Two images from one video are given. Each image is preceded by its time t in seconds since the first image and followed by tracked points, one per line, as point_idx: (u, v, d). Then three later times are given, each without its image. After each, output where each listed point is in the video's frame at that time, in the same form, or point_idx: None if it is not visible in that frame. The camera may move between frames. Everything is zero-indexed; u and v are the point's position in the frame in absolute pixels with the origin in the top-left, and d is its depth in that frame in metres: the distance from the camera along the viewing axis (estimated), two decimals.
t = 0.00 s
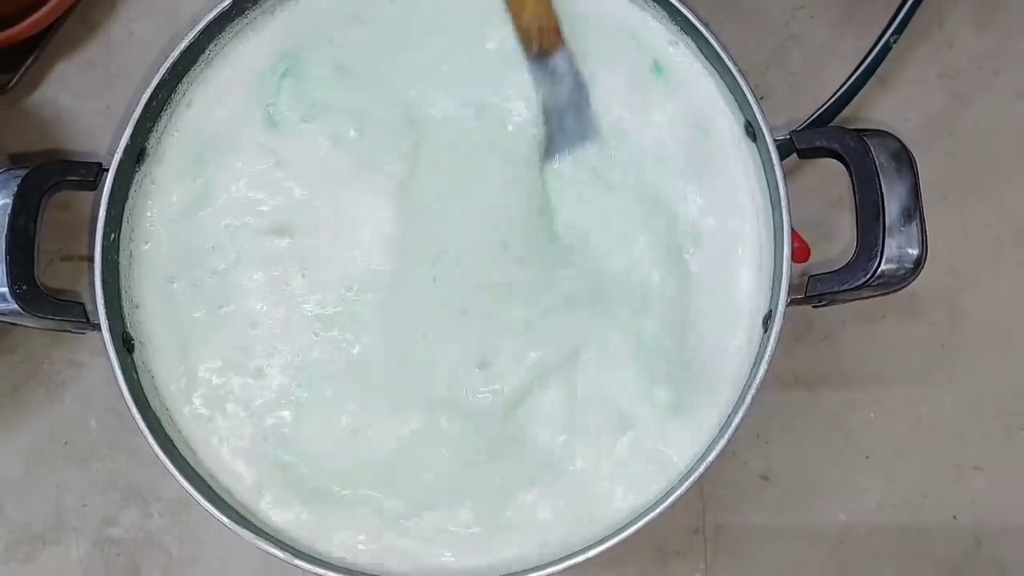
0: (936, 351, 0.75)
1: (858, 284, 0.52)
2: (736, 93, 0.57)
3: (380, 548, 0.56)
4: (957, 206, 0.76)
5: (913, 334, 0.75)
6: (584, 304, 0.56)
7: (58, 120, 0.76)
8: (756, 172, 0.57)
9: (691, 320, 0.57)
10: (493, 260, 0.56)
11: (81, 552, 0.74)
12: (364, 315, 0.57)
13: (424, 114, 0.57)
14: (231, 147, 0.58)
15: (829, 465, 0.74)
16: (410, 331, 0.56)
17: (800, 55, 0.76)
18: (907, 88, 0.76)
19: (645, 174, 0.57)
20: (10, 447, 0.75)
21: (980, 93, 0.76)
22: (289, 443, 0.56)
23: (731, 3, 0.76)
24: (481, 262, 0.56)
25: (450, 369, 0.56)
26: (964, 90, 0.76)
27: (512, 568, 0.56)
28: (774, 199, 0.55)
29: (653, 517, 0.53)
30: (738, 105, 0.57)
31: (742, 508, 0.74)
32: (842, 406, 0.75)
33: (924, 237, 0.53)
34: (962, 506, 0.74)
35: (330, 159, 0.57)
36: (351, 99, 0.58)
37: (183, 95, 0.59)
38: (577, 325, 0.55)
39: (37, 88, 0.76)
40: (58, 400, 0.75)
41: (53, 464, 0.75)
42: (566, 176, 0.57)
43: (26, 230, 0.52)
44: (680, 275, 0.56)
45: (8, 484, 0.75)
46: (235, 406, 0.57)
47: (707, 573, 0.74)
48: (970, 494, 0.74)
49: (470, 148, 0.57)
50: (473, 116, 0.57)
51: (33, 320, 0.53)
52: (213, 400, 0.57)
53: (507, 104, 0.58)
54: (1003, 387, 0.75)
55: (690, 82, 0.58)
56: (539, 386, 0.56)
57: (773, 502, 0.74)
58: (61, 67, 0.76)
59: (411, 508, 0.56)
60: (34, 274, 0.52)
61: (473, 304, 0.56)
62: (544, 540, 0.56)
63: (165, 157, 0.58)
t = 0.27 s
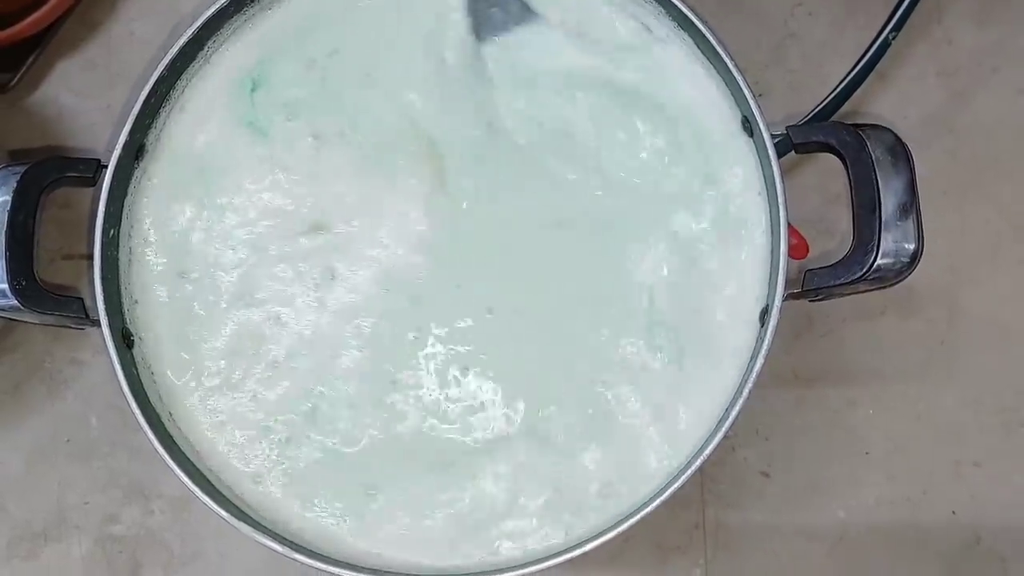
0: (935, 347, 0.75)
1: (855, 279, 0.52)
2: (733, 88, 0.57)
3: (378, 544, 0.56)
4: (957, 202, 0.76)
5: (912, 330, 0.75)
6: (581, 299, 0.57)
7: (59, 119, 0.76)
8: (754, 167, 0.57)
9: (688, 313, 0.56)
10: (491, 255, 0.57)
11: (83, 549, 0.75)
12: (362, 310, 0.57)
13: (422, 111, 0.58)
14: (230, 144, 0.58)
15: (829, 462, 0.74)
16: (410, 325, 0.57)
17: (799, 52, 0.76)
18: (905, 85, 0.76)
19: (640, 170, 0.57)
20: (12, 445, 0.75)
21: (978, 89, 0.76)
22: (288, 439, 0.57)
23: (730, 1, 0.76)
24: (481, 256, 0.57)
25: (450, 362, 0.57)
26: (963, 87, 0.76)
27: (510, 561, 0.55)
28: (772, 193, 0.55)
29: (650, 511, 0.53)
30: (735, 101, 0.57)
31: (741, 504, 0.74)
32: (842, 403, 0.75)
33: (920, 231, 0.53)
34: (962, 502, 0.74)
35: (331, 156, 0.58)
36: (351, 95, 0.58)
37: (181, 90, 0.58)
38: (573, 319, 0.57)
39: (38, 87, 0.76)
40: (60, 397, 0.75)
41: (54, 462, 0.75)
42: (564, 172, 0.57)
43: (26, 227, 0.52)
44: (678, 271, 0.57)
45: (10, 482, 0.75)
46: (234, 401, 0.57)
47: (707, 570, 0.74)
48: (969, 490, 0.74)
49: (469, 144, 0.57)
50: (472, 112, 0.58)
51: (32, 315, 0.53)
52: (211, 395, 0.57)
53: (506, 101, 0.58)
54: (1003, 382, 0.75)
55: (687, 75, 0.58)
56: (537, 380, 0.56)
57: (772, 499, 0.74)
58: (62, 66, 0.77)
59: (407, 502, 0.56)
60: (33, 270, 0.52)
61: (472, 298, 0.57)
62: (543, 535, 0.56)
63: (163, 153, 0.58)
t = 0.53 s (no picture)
0: (938, 343, 0.75)
1: (856, 272, 0.53)
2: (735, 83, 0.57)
3: (383, 536, 0.56)
4: (959, 198, 0.76)
5: (915, 324, 0.75)
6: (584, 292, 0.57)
7: (64, 116, 0.77)
8: (755, 159, 0.57)
9: (690, 307, 0.57)
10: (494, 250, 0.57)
11: (88, 544, 0.75)
12: (365, 303, 0.57)
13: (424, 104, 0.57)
14: (236, 139, 0.59)
15: (831, 457, 0.74)
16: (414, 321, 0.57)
17: (802, 48, 0.76)
18: (908, 81, 0.77)
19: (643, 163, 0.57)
20: (18, 440, 0.76)
21: (980, 86, 0.76)
22: (295, 432, 0.57)
23: None
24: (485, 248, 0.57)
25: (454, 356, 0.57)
26: (966, 83, 0.76)
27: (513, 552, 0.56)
28: (773, 186, 0.55)
29: (652, 503, 0.53)
30: (737, 95, 0.57)
31: (743, 500, 0.74)
32: (844, 399, 0.75)
33: (922, 225, 0.53)
34: (964, 497, 0.74)
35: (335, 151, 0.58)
36: (354, 91, 0.59)
37: (185, 85, 0.59)
38: (574, 314, 0.57)
39: (43, 83, 0.77)
40: (65, 393, 0.76)
41: (60, 457, 0.75)
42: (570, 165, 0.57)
43: (31, 221, 0.53)
44: (681, 264, 0.57)
45: (16, 477, 0.75)
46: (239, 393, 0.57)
47: (710, 565, 0.74)
48: (972, 485, 0.74)
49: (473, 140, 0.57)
50: (471, 103, 0.57)
51: (38, 309, 0.53)
52: (216, 388, 0.58)
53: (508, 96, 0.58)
54: (1006, 377, 0.75)
55: (689, 70, 0.59)
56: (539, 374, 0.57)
57: (775, 494, 0.74)
58: (67, 62, 0.77)
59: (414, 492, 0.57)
60: (39, 264, 0.53)
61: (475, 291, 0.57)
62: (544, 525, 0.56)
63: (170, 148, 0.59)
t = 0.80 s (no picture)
0: (939, 340, 0.75)
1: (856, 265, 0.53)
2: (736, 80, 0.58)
3: (390, 526, 0.57)
4: (960, 196, 0.76)
5: (916, 321, 0.76)
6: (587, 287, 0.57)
7: (72, 115, 0.77)
8: (755, 157, 0.58)
9: (692, 301, 0.57)
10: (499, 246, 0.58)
11: (96, 539, 0.75)
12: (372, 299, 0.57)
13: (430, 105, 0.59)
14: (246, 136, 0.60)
15: (833, 452, 0.75)
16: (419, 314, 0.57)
17: (803, 47, 0.77)
18: (909, 80, 0.77)
19: (646, 159, 0.58)
20: (27, 436, 0.76)
21: (981, 85, 0.77)
22: (301, 426, 0.58)
23: None
24: (489, 244, 0.58)
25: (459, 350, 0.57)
26: (967, 82, 0.77)
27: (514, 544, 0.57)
28: (775, 181, 0.56)
29: (655, 495, 0.53)
30: (737, 92, 0.58)
31: (747, 496, 0.74)
32: (847, 396, 0.75)
33: (922, 220, 0.53)
34: (965, 493, 0.74)
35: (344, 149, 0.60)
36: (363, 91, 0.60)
37: (194, 84, 0.60)
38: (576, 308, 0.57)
39: (52, 83, 0.77)
40: (74, 389, 0.77)
41: (68, 454, 0.76)
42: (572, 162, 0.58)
43: (44, 216, 0.53)
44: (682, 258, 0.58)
45: (25, 473, 0.76)
46: (248, 387, 0.58)
47: (713, 561, 0.74)
48: (972, 482, 0.74)
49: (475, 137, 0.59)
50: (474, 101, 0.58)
51: (50, 303, 0.54)
52: (226, 382, 0.58)
53: (512, 96, 0.59)
54: (1007, 373, 0.75)
55: (690, 68, 0.60)
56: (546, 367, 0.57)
57: (779, 491, 0.74)
58: (75, 62, 0.78)
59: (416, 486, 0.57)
60: (51, 259, 0.53)
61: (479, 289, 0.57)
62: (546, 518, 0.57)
63: (180, 145, 0.60)
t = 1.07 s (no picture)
0: (941, 339, 0.76)
1: (859, 263, 0.54)
2: (741, 79, 0.58)
3: (398, 521, 0.57)
4: (961, 196, 0.77)
5: (918, 320, 0.76)
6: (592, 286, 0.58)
7: (80, 116, 0.78)
8: (761, 156, 0.58)
9: (696, 298, 0.58)
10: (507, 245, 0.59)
11: (103, 537, 0.76)
12: (382, 297, 0.58)
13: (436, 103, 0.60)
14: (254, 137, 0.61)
15: (836, 449, 0.75)
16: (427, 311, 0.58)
17: (805, 48, 0.77)
18: (910, 81, 0.78)
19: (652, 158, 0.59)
20: (35, 434, 0.77)
21: (983, 86, 0.78)
22: (310, 422, 0.58)
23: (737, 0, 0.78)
24: (497, 242, 0.59)
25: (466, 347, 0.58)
26: (968, 83, 0.78)
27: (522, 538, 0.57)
28: (779, 179, 0.56)
29: (660, 490, 0.54)
30: (742, 91, 0.58)
31: (750, 493, 0.75)
32: (850, 395, 0.76)
33: (924, 218, 0.54)
34: (968, 491, 0.74)
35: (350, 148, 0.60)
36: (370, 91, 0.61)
37: (206, 84, 0.61)
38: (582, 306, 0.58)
39: (61, 84, 0.78)
40: (81, 388, 0.77)
41: (76, 452, 0.76)
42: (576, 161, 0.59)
43: (57, 215, 0.54)
44: (686, 256, 0.59)
45: (32, 471, 0.76)
46: (258, 383, 0.59)
47: (717, 559, 0.74)
48: (975, 479, 0.75)
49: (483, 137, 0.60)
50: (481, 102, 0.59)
51: (63, 301, 0.55)
52: (235, 377, 0.59)
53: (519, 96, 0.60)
54: (1009, 371, 0.75)
55: (697, 67, 0.60)
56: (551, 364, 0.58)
57: (782, 488, 0.75)
58: (84, 63, 0.78)
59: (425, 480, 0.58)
60: (64, 256, 0.54)
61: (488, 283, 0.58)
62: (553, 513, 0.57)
63: (190, 144, 0.60)
